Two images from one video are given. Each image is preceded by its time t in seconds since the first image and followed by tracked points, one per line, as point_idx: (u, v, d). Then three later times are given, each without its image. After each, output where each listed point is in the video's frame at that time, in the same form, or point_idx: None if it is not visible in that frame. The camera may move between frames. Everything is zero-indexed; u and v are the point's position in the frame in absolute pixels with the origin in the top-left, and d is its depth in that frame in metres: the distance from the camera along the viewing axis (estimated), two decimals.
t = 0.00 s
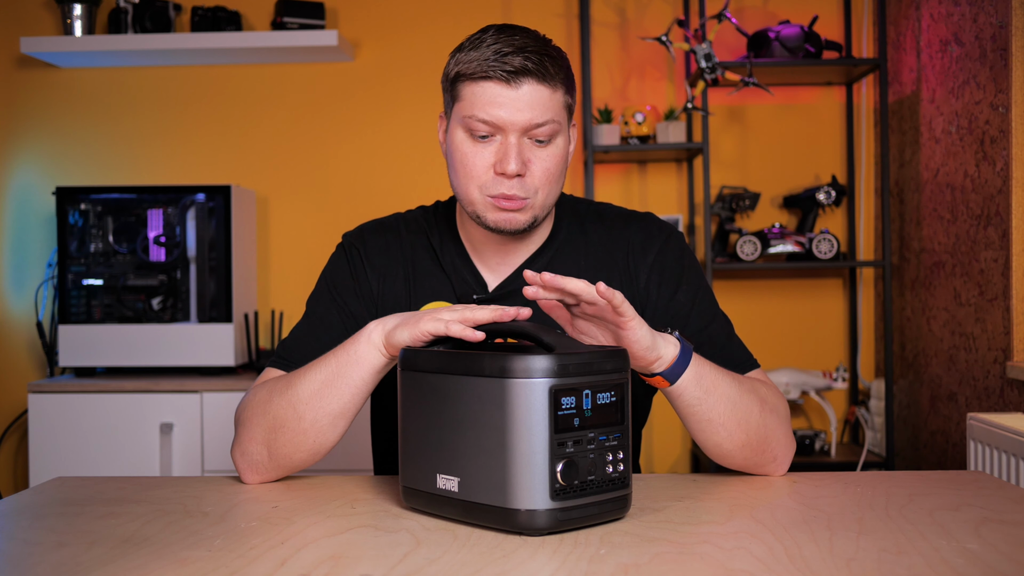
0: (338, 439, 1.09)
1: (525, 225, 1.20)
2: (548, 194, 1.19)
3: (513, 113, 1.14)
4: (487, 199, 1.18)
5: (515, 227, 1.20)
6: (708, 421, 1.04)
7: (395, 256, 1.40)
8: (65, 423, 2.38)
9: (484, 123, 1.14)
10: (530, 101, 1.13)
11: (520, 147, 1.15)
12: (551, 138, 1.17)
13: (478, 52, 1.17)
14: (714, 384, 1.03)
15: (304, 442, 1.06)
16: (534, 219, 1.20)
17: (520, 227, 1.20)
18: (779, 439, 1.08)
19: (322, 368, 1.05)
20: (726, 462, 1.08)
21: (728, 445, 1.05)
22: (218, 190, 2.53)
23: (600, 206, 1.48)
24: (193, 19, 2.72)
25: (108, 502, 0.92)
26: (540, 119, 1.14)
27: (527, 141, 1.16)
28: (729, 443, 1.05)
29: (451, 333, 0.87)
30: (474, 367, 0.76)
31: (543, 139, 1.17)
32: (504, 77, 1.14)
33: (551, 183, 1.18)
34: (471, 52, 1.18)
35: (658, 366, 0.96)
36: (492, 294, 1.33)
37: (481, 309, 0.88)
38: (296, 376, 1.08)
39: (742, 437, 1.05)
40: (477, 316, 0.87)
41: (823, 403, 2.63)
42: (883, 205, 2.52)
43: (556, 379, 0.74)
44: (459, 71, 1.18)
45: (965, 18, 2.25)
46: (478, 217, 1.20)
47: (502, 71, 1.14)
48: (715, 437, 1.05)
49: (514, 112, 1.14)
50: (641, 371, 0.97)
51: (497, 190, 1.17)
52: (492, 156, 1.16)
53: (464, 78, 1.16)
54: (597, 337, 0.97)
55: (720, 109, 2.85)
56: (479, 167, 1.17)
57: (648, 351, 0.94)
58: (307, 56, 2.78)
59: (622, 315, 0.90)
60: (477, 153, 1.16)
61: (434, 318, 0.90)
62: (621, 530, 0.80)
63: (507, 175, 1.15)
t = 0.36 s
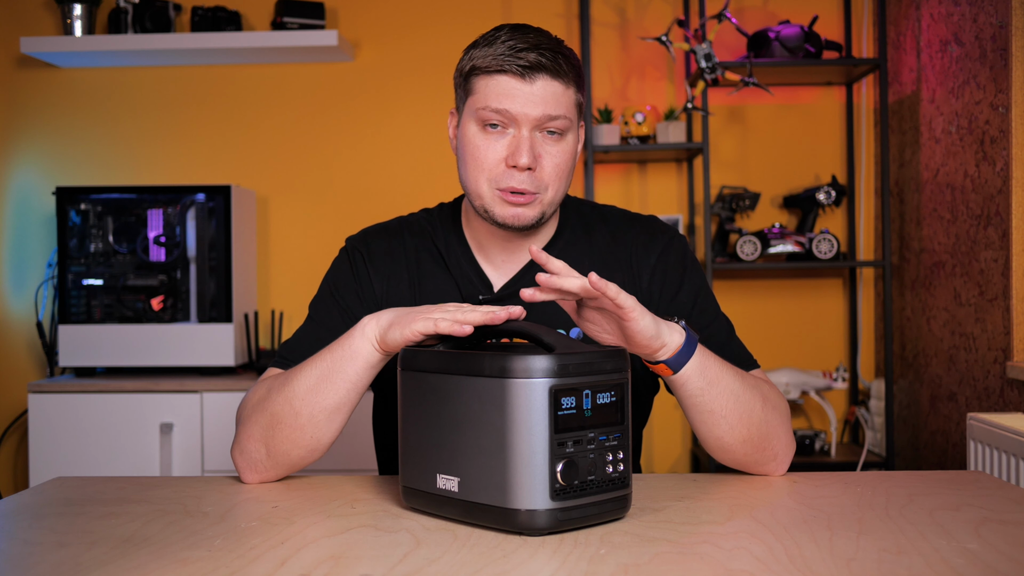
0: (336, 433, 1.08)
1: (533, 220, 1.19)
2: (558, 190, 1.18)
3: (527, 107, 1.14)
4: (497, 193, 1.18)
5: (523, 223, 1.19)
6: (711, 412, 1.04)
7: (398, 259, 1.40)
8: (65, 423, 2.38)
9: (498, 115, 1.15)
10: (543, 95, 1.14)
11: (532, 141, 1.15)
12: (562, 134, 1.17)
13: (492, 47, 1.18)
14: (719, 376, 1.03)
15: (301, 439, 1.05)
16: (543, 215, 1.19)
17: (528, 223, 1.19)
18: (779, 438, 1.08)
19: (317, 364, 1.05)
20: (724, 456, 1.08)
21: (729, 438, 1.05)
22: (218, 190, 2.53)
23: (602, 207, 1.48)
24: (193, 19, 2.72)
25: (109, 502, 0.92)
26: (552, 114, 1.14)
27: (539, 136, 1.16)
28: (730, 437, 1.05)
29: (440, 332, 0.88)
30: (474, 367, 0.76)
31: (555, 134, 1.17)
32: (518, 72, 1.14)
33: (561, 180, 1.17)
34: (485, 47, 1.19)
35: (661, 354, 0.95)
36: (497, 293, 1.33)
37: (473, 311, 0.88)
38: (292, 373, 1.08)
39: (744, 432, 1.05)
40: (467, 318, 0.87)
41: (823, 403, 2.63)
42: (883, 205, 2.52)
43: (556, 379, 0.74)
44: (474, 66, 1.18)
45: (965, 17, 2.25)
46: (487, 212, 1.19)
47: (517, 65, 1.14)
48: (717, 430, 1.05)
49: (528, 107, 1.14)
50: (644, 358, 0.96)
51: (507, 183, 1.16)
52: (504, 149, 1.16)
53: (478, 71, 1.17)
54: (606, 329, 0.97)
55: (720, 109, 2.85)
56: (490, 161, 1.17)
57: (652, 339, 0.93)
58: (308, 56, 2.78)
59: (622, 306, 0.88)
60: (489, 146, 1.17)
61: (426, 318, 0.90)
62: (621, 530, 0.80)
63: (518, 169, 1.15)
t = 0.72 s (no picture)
0: (327, 414, 1.07)
1: (535, 222, 1.18)
2: (561, 191, 1.18)
3: (529, 110, 1.14)
4: (499, 195, 1.18)
5: (526, 225, 1.18)
6: (710, 403, 1.03)
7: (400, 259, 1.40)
8: (65, 423, 2.38)
9: (501, 119, 1.15)
10: (546, 98, 1.14)
11: (535, 143, 1.15)
12: (565, 137, 1.17)
13: (496, 51, 1.18)
14: (720, 366, 1.02)
15: (291, 424, 1.05)
16: (546, 217, 1.19)
17: (531, 224, 1.19)
18: (779, 435, 1.08)
19: (297, 351, 1.05)
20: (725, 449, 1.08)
21: (728, 430, 1.05)
22: (218, 190, 2.53)
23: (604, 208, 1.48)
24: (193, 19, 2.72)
25: (109, 502, 0.92)
26: (555, 117, 1.15)
27: (542, 138, 1.16)
28: (730, 429, 1.05)
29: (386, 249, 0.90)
30: (474, 367, 0.76)
31: (558, 137, 1.17)
32: (521, 75, 1.15)
33: (564, 181, 1.17)
34: (489, 51, 1.19)
35: (660, 339, 0.96)
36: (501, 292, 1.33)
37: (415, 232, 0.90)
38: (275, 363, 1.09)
39: (744, 425, 1.05)
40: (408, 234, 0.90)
41: (823, 403, 2.63)
42: (883, 205, 2.52)
43: (556, 379, 0.74)
44: (477, 70, 1.19)
45: (965, 17, 2.25)
46: (489, 213, 1.19)
47: (519, 69, 1.15)
48: (715, 422, 1.05)
49: (531, 109, 1.14)
50: (643, 341, 0.97)
51: (509, 185, 1.16)
52: (507, 152, 1.16)
53: (482, 75, 1.17)
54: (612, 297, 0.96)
55: (720, 109, 2.85)
56: (493, 163, 1.16)
57: (656, 321, 0.93)
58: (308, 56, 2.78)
59: (643, 271, 0.90)
60: (491, 148, 1.16)
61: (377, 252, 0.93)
62: (621, 530, 0.79)
63: (520, 171, 1.15)
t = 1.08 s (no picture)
0: (342, 438, 1.08)
1: (526, 219, 1.19)
2: (550, 188, 1.18)
3: (517, 107, 1.14)
4: (489, 192, 1.18)
5: (516, 221, 1.19)
6: (688, 421, 1.04)
7: (399, 257, 1.40)
8: (65, 423, 2.38)
9: (488, 116, 1.15)
10: (533, 95, 1.14)
11: (523, 140, 1.15)
12: (555, 133, 1.17)
13: (485, 47, 1.17)
14: (691, 382, 1.03)
15: (308, 442, 1.06)
16: (537, 213, 1.19)
17: (522, 221, 1.19)
18: (767, 436, 1.08)
19: (327, 369, 1.05)
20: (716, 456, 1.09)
21: (711, 444, 1.06)
22: (218, 190, 2.53)
23: (602, 205, 1.48)
24: (193, 19, 2.72)
25: (109, 502, 0.92)
26: (543, 114, 1.15)
27: (531, 135, 1.16)
28: (712, 442, 1.06)
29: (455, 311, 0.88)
30: (474, 367, 0.76)
31: (547, 134, 1.17)
32: (509, 72, 1.14)
33: (555, 178, 1.18)
34: (478, 47, 1.18)
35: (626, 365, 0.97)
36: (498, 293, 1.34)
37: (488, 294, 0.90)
38: (301, 375, 1.09)
39: (725, 436, 1.06)
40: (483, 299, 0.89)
41: (823, 403, 2.63)
42: (883, 205, 2.52)
43: (556, 379, 0.74)
44: (465, 66, 1.18)
45: (965, 18, 2.25)
46: (479, 211, 1.20)
47: (507, 65, 1.14)
48: (698, 437, 1.05)
49: (519, 106, 1.14)
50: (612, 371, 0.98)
51: (498, 182, 1.16)
52: (495, 149, 1.16)
53: (470, 72, 1.17)
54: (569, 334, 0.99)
55: (720, 109, 2.85)
56: (482, 161, 1.17)
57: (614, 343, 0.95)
58: (308, 56, 2.78)
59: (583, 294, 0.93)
60: (480, 145, 1.16)
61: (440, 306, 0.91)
62: (621, 530, 0.80)
63: (508, 168, 1.15)
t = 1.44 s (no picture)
0: (342, 438, 1.09)
1: (505, 215, 1.18)
2: (530, 183, 1.17)
3: (495, 100, 1.14)
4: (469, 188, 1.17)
5: (495, 217, 1.18)
6: (681, 441, 1.05)
7: (397, 256, 1.40)
8: (65, 423, 2.38)
9: (468, 110, 1.15)
10: (512, 88, 1.14)
11: (502, 134, 1.15)
12: (537, 128, 1.17)
13: (470, 42, 1.18)
14: (677, 402, 1.04)
15: (309, 442, 1.05)
16: (516, 209, 1.18)
17: (501, 217, 1.18)
18: (765, 442, 1.07)
19: (327, 369, 1.05)
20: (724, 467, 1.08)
21: (708, 459, 1.06)
22: (218, 190, 2.53)
23: (599, 204, 1.48)
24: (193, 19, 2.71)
25: (110, 502, 0.92)
26: (521, 107, 1.15)
27: (511, 129, 1.16)
28: (710, 458, 1.05)
29: (457, 336, 0.87)
30: (474, 367, 0.76)
31: (529, 129, 1.17)
32: (490, 65, 1.14)
33: (535, 172, 1.17)
34: (465, 43, 1.19)
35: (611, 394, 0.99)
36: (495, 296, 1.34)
37: (488, 310, 0.90)
38: (301, 376, 1.08)
39: (721, 449, 1.05)
40: (485, 316, 0.89)
41: (823, 403, 2.63)
42: (883, 205, 2.52)
43: (556, 379, 0.74)
44: (450, 61, 1.19)
45: (965, 17, 2.25)
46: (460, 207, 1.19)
47: (488, 58, 1.14)
48: (694, 455, 1.06)
49: (498, 99, 1.14)
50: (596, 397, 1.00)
51: (477, 177, 1.16)
52: (475, 143, 1.16)
53: (453, 66, 1.17)
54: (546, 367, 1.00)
55: (720, 109, 2.85)
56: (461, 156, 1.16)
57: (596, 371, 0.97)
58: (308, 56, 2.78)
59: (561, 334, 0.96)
60: (460, 139, 1.16)
61: (442, 319, 0.91)
62: (621, 530, 0.80)
63: (486, 162, 1.14)
